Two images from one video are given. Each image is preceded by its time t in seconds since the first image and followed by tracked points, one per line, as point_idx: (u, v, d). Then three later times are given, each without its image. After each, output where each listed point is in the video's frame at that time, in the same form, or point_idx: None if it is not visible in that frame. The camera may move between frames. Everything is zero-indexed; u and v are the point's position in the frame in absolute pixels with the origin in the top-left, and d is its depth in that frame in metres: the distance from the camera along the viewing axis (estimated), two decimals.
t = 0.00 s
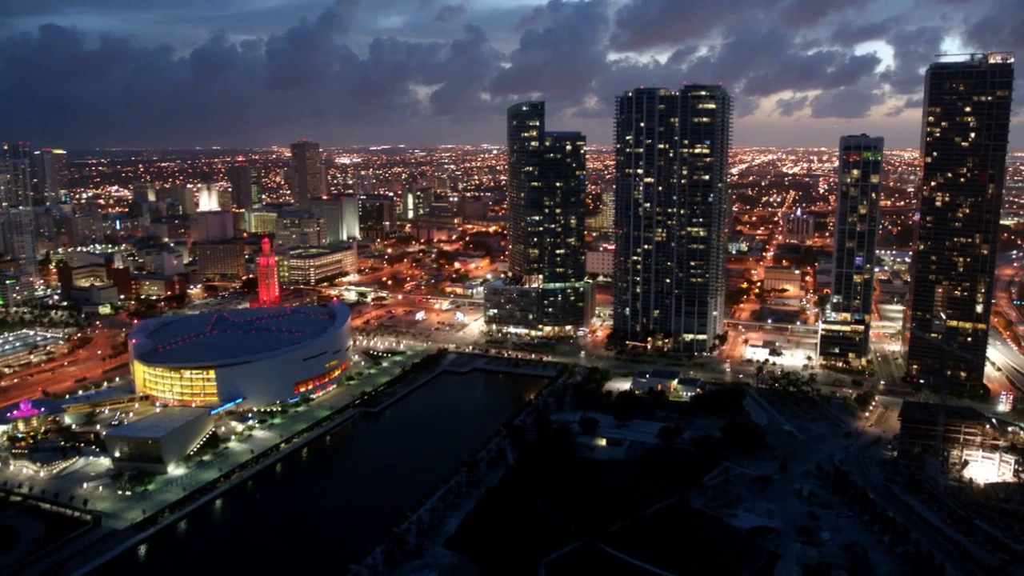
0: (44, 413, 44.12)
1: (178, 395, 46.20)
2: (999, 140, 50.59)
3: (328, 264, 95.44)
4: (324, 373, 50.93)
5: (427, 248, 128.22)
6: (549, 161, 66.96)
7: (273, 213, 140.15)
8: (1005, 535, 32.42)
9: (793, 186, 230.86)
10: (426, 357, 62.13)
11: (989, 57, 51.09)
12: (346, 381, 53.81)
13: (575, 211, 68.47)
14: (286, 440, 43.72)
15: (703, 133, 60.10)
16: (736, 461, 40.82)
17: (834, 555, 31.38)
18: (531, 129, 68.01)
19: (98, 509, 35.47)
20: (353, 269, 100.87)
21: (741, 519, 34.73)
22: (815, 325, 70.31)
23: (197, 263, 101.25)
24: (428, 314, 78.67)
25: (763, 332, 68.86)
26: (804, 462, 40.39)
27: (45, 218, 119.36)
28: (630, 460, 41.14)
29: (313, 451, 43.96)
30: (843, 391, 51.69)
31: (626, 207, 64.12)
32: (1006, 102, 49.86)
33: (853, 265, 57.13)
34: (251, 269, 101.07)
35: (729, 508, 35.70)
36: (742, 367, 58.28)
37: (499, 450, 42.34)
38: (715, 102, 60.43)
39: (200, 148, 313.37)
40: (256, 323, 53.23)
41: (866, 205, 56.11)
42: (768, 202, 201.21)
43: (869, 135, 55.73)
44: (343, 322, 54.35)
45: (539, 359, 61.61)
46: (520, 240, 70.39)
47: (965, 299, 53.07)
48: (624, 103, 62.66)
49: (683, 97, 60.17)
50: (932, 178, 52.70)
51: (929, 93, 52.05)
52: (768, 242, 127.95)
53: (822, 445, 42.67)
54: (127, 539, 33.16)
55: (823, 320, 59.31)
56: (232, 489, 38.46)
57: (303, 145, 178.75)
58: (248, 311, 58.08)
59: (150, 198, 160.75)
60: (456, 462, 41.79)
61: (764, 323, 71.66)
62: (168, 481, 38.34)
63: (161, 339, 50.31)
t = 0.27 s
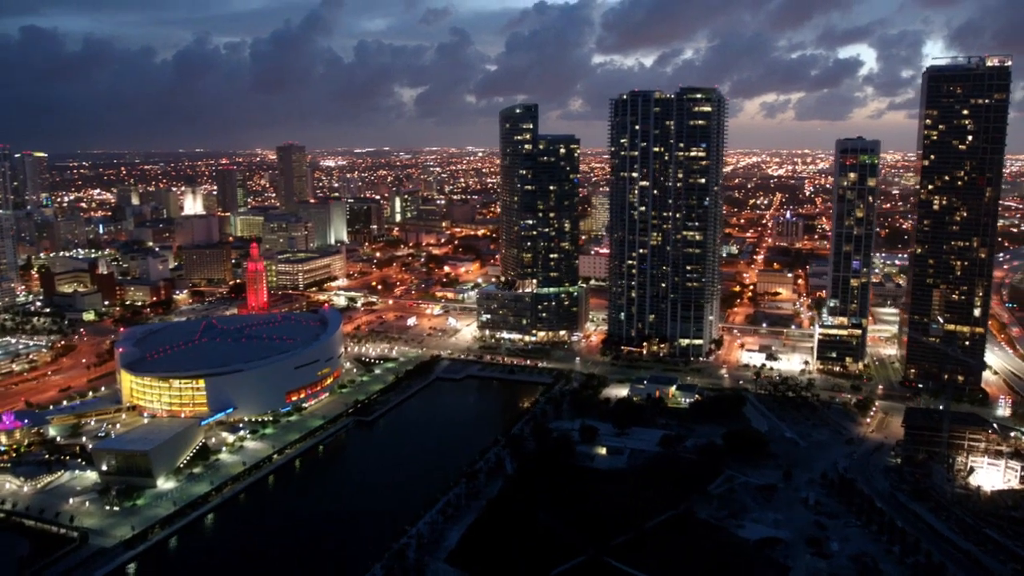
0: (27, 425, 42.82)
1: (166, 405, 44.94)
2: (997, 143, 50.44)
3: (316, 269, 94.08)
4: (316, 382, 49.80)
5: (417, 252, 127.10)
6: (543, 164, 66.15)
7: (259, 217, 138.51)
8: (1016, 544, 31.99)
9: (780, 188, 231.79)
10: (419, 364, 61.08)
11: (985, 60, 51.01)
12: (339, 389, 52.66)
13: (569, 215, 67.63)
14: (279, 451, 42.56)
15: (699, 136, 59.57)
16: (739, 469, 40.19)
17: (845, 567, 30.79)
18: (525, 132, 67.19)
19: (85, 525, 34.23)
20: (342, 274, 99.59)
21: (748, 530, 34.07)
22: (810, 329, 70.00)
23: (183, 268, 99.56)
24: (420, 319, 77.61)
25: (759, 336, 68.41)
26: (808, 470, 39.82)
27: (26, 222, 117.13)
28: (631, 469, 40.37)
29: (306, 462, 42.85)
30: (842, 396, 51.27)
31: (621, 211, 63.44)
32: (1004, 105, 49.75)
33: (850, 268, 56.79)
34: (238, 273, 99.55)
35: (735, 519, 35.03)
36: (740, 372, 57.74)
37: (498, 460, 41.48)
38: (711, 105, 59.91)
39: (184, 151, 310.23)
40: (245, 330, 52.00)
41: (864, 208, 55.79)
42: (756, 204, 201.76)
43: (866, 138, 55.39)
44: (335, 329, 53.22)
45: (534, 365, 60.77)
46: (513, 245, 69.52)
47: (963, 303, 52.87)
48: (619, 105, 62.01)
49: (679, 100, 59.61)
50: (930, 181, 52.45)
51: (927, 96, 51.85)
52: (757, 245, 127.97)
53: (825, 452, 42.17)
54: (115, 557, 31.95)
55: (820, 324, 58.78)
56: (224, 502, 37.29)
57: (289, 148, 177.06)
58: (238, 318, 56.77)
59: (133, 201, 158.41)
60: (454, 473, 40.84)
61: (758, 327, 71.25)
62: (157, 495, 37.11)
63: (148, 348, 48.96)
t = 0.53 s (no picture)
0: (7, 439, 41.22)
1: (152, 417, 43.50)
2: (994, 146, 50.32)
3: (302, 274, 92.60)
4: (307, 392, 48.50)
5: (404, 256, 125.78)
6: (536, 167, 65.31)
7: (243, 221, 136.60)
8: None
9: (764, 191, 232.87)
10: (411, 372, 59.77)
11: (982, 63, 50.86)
12: (330, 399, 51.37)
13: (562, 219, 66.81)
14: (270, 464, 41.23)
15: (694, 140, 59.02)
16: (742, 479, 39.49)
17: None
18: (517, 135, 66.29)
19: (70, 545, 32.80)
20: (329, 279, 98.11)
21: (756, 542, 33.35)
22: (804, 333, 69.66)
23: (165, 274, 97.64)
24: (410, 325, 76.41)
25: (754, 341, 67.91)
26: (812, 479, 39.22)
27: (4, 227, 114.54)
28: (633, 479, 39.52)
29: (299, 475, 41.57)
30: (841, 402, 50.83)
31: (615, 215, 62.74)
32: (1001, 108, 49.61)
33: (847, 273, 56.48)
34: (223, 279, 97.80)
35: (742, 530, 34.28)
36: (736, 377, 57.17)
37: (497, 471, 40.48)
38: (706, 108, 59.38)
39: (164, 154, 306.53)
40: (234, 339, 50.64)
41: (860, 212, 55.51)
42: (741, 207, 202.34)
43: (862, 141, 55.09)
44: (326, 337, 51.95)
45: (528, 371, 59.81)
46: (505, 249, 68.60)
47: (960, 307, 52.69)
48: (613, 108, 61.34)
49: (673, 103, 59.05)
50: (927, 185, 52.24)
51: (923, 99, 51.65)
52: (745, 248, 127.99)
53: (828, 459, 41.61)
54: None
55: (816, 329, 58.57)
56: (215, 518, 35.95)
57: (273, 151, 175.11)
58: (225, 326, 55.36)
59: (113, 205, 155.66)
60: (452, 485, 39.75)
61: (752, 331, 70.80)
62: (145, 513, 35.70)
63: (133, 358, 47.48)
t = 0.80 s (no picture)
0: None
1: (140, 428, 42.27)
2: (991, 150, 50.30)
3: (290, 279, 91.23)
4: (299, 400, 47.34)
5: (392, 260, 124.60)
6: (529, 170, 64.56)
7: (229, 225, 134.80)
8: None
9: (750, 193, 233.83)
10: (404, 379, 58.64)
11: (978, 66, 50.82)
12: (322, 407, 50.26)
13: (556, 223, 66.05)
14: (263, 476, 40.09)
15: (690, 142, 58.51)
16: (746, 487, 38.94)
17: None
18: (510, 138, 65.49)
19: (56, 564, 31.60)
20: (316, 283, 96.79)
21: (763, 552, 32.74)
22: (798, 337, 69.41)
23: (150, 278, 95.93)
24: (401, 330, 75.37)
25: (749, 345, 67.52)
26: (816, 486, 38.75)
27: None
28: (635, 488, 38.81)
29: (292, 486, 40.45)
30: (840, 407, 50.51)
31: (609, 218, 62.12)
32: (997, 111, 49.57)
33: (843, 276, 56.31)
34: (209, 283, 96.22)
35: (748, 540, 33.68)
36: (733, 382, 56.70)
37: (496, 480, 39.62)
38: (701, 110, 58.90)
39: (145, 156, 302.68)
40: (223, 346, 49.41)
41: (856, 215, 55.34)
42: (728, 209, 202.90)
43: (858, 144, 54.92)
44: (318, 344, 50.78)
45: (523, 377, 59.00)
46: (498, 254, 67.76)
47: (957, 310, 52.65)
48: (607, 111, 60.77)
49: (669, 105, 58.54)
50: (923, 188, 52.22)
51: (920, 102, 51.57)
52: (734, 251, 128.03)
53: (830, 466, 41.18)
54: None
55: (813, 333, 58.28)
56: (207, 534, 34.81)
57: (258, 154, 173.30)
58: (214, 333, 54.08)
59: (95, 209, 153.11)
60: (450, 496, 38.84)
61: (746, 335, 70.46)
62: (135, 528, 34.52)
63: (120, 366, 46.18)
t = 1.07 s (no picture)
0: None
1: (129, 438, 41.08)
2: (989, 152, 50.27)
3: (279, 282, 89.90)
4: (293, 408, 46.27)
5: (381, 262, 123.42)
6: (523, 172, 63.80)
7: (215, 227, 133.04)
8: None
9: (737, 195, 234.38)
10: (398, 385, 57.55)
11: (976, 68, 50.77)
12: (315, 415, 49.18)
13: (551, 225, 65.28)
14: (257, 487, 39.02)
15: (687, 144, 57.94)
16: (751, 494, 38.36)
17: None
18: (504, 140, 64.66)
19: None
20: (305, 286, 95.51)
21: (772, 561, 32.17)
22: (794, 339, 69.06)
23: (136, 282, 94.32)
24: (393, 334, 74.33)
25: (744, 348, 67.06)
26: (821, 492, 38.26)
27: None
28: (639, 496, 38.15)
29: (287, 497, 39.42)
30: (840, 411, 50.15)
31: (605, 220, 61.51)
32: (996, 113, 49.56)
33: (841, 278, 56.07)
34: (196, 287, 94.78)
35: (756, 550, 33.10)
36: (731, 386, 56.18)
37: (496, 489, 38.83)
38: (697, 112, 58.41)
39: (128, 157, 299.06)
40: (214, 353, 48.23)
41: (854, 217, 55.12)
42: (716, 211, 203.34)
43: (856, 146, 54.74)
44: (312, 349, 49.69)
45: (519, 383, 58.04)
46: (491, 256, 66.90)
47: (955, 312, 52.54)
48: (603, 112, 60.19)
49: (665, 107, 58.04)
50: (921, 190, 52.18)
51: (918, 104, 51.50)
52: (725, 252, 127.95)
53: (834, 472, 40.74)
54: None
55: (810, 336, 57.90)
56: (201, 547, 33.74)
57: (244, 155, 171.55)
58: (204, 339, 52.86)
59: (77, 211, 150.67)
60: (450, 505, 37.97)
61: (742, 338, 70.05)
62: (125, 543, 33.37)
63: (107, 375, 44.94)
